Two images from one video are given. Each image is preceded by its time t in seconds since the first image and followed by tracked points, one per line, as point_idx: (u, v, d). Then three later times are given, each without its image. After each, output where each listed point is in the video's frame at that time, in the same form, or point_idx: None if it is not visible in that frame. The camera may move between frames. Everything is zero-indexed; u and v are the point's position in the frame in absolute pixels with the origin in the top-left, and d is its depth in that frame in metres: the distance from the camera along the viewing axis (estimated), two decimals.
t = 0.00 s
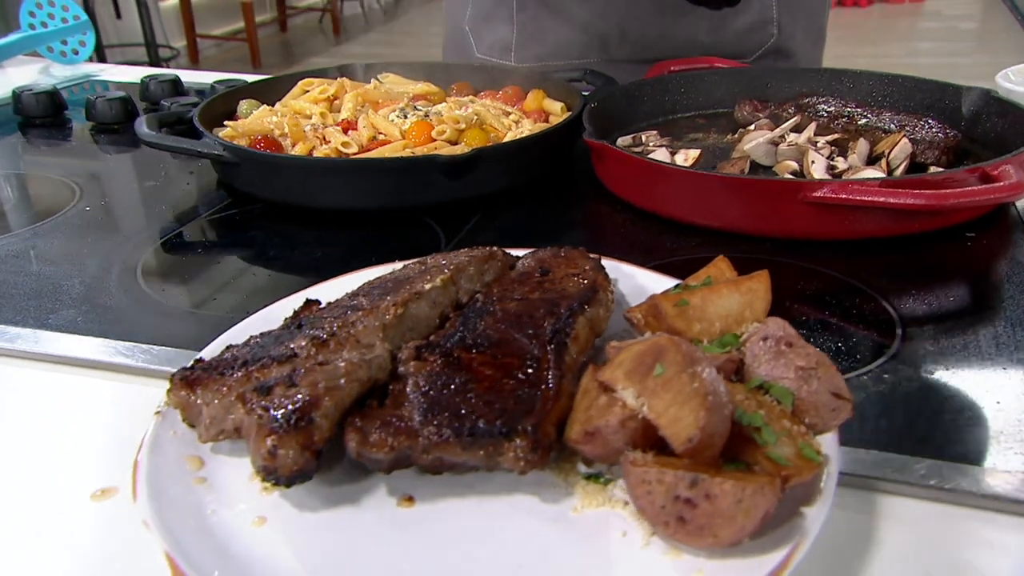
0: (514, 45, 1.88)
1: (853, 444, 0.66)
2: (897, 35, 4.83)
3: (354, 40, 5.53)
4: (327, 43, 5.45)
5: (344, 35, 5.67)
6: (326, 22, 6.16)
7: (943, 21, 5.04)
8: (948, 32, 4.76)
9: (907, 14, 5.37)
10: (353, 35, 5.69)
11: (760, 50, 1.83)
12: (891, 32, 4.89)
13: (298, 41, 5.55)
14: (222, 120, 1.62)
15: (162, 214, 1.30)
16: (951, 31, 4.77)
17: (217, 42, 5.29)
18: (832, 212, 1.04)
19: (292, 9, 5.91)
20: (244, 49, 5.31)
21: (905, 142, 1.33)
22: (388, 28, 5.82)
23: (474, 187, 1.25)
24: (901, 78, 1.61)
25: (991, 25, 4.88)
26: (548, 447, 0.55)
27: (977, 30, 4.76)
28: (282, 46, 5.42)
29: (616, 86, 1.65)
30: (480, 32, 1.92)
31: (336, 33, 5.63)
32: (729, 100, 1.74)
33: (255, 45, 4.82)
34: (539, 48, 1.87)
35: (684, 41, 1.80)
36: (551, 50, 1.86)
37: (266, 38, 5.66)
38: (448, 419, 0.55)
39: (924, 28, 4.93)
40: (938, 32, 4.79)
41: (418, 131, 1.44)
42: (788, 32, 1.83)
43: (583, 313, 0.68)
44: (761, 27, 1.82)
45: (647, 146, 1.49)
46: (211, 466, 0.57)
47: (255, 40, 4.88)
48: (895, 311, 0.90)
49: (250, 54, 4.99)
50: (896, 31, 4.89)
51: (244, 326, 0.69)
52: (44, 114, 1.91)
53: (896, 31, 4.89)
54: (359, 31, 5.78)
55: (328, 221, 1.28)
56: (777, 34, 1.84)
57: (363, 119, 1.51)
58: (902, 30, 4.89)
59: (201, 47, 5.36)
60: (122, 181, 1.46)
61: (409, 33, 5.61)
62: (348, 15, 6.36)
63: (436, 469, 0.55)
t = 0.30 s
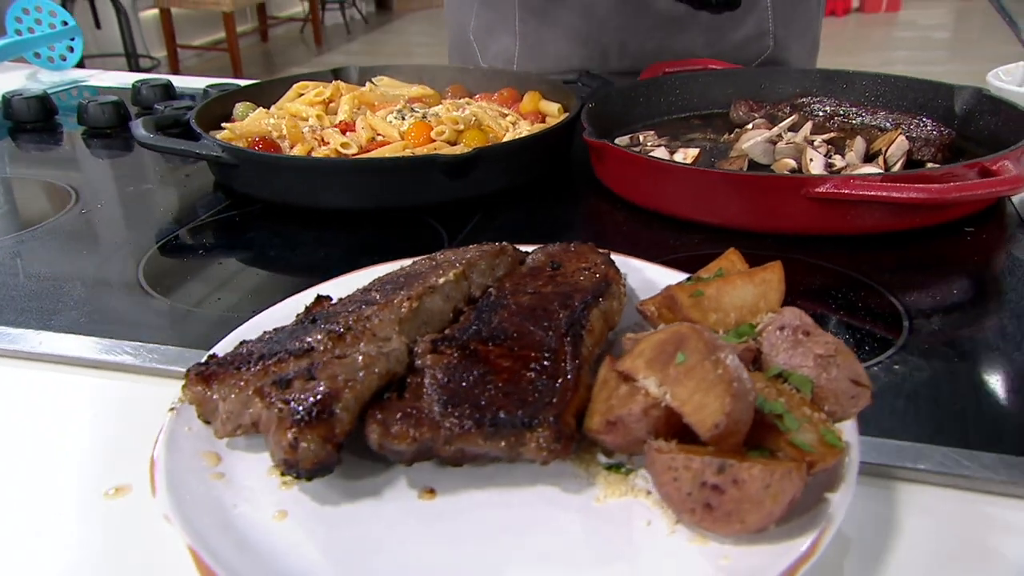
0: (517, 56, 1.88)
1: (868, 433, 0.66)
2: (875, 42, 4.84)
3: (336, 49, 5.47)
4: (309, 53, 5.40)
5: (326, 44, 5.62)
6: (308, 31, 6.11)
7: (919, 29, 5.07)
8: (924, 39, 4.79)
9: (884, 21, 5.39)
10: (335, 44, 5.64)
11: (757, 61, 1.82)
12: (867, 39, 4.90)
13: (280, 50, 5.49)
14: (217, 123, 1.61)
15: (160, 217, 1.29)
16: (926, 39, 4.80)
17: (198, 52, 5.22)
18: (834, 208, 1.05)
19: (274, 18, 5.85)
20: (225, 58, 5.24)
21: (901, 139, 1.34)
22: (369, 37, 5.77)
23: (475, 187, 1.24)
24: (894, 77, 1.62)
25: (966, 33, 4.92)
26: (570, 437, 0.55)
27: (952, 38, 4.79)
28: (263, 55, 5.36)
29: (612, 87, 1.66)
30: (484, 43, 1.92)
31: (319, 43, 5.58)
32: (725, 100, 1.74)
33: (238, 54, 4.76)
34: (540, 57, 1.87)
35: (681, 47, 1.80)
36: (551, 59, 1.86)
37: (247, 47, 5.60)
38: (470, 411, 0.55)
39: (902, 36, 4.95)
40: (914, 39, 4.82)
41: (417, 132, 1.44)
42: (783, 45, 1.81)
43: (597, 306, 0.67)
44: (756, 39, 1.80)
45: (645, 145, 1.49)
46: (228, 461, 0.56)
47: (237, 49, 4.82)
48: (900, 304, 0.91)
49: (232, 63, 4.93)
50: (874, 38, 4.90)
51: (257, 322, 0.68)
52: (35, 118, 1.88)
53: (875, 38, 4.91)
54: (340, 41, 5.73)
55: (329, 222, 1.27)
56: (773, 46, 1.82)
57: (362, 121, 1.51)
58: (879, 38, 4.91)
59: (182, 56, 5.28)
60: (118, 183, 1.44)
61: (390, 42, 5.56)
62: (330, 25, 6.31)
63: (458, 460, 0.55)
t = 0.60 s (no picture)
0: (514, 58, 1.88)
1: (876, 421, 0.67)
2: (851, 49, 4.87)
3: (315, 57, 5.42)
4: (289, 60, 5.35)
5: (306, 52, 5.58)
6: (287, 39, 6.05)
7: (892, 37, 5.12)
8: (897, 46, 4.83)
9: (858, 28, 5.43)
10: (314, 52, 5.59)
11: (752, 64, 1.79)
12: (842, 47, 4.91)
13: (260, 57, 5.43)
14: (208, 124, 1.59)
15: (155, 218, 1.28)
16: (900, 46, 4.84)
17: (175, 60, 5.14)
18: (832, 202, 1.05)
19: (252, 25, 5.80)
20: (203, 65, 5.18)
21: (894, 135, 1.35)
22: (348, 45, 5.73)
23: (471, 185, 1.24)
24: (883, 76, 1.62)
25: (938, 40, 4.97)
26: (585, 427, 0.55)
27: (925, 45, 4.84)
28: (242, 63, 5.29)
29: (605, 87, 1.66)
30: (479, 48, 1.91)
31: (298, 50, 5.53)
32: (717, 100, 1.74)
33: (216, 61, 4.70)
34: (534, 60, 1.87)
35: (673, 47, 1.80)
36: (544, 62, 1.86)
37: (226, 55, 5.53)
38: (486, 401, 0.55)
39: (876, 42, 4.98)
40: (888, 46, 4.86)
41: (413, 131, 1.44)
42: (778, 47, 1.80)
43: (606, 297, 0.67)
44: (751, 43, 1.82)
45: (639, 143, 1.49)
46: (240, 456, 0.55)
47: (215, 56, 4.76)
48: (901, 296, 0.92)
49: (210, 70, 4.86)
50: (849, 45, 4.93)
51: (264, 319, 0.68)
52: (21, 122, 1.84)
53: (851, 45, 4.94)
54: (319, 49, 5.69)
55: (325, 221, 1.27)
56: (767, 48, 1.82)
57: (357, 121, 1.51)
58: (854, 44, 4.94)
59: (160, 64, 5.20)
60: (110, 185, 1.43)
61: (369, 49, 5.52)
62: (309, 33, 6.26)
63: (474, 451, 0.55)
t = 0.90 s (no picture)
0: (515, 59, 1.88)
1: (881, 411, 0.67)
2: (826, 55, 4.90)
3: (293, 63, 5.37)
4: (267, 67, 5.30)
5: (284, 58, 5.53)
6: (265, 46, 5.99)
7: (866, 43, 5.16)
8: (872, 53, 4.86)
9: (833, 35, 5.47)
10: (293, 59, 5.54)
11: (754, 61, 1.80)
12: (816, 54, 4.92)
13: (237, 64, 5.38)
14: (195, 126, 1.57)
15: (144, 220, 1.26)
16: (874, 52, 4.88)
17: (151, 67, 5.06)
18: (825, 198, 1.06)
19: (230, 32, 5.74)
20: (180, 72, 5.11)
21: (884, 132, 1.36)
22: (326, 52, 5.69)
23: (465, 183, 1.23)
24: (870, 75, 1.62)
25: (910, 47, 5.03)
26: (595, 419, 0.55)
27: (897, 52, 4.89)
28: (219, 70, 5.23)
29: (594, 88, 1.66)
30: (478, 47, 1.91)
31: (277, 57, 5.48)
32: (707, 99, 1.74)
33: (193, 68, 4.64)
34: (524, 61, 1.87)
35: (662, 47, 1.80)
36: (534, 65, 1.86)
37: (203, 62, 5.47)
38: (495, 394, 0.54)
39: (851, 48, 5.02)
40: (862, 53, 4.89)
41: (405, 130, 1.44)
42: (779, 45, 1.80)
43: (610, 290, 0.67)
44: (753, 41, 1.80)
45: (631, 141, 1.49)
46: (244, 453, 0.54)
47: (192, 62, 4.69)
48: (898, 289, 0.92)
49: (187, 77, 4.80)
50: (824, 51, 4.96)
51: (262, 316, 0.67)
52: None
53: (826, 51, 4.97)
54: (298, 55, 5.64)
55: (318, 220, 1.25)
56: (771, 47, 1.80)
57: (348, 121, 1.50)
58: (830, 51, 4.97)
59: (136, 72, 5.12)
60: (96, 188, 1.41)
61: (347, 56, 5.49)
62: (287, 40, 6.21)
63: (484, 444, 0.54)
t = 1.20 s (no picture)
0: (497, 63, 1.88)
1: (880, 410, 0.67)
2: (801, 59, 4.94)
3: (270, 69, 5.33)
4: (244, 73, 5.25)
5: (261, 65, 5.48)
6: (241, 52, 5.94)
7: (839, 48, 5.21)
8: (845, 58, 4.91)
9: (807, 40, 5.51)
10: (270, 65, 5.50)
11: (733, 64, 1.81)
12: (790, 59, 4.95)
13: (214, 70, 5.32)
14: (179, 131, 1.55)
15: (130, 226, 1.24)
16: (847, 57, 4.92)
17: (125, 74, 5.00)
18: (816, 198, 1.07)
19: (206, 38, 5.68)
20: (155, 78, 5.04)
21: (871, 132, 1.37)
22: (303, 58, 5.65)
23: (455, 187, 1.23)
24: (854, 78, 1.62)
25: (882, 52, 5.08)
26: (599, 420, 0.54)
27: (870, 57, 4.94)
28: (195, 76, 5.17)
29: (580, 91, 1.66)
30: (460, 52, 1.90)
31: (254, 63, 5.43)
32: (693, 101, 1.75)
33: (168, 74, 4.58)
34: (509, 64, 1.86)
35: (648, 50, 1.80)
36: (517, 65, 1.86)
37: (179, 68, 5.41)
38: (499, 397, 0.53)
39: (825, 53, 5.06)
40: (835, 58, 4.94)
41: (393, 134, 1.43)
42: (758, 48, 1.81)
43: (610, 291, 0.67)
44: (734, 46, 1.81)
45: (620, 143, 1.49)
46: (244, 460, 0.54)
47: (168, 69, 4.64)
48: (890, 288, 0.92)
49: (162, 84, 4.74)
50: (799, 55, 5.00)
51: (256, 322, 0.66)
52: None
53: (800, 55, 5.01)
54: (275, 62, 5.60)
55: (306, 225, 1.24)
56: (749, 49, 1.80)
57: (336, 125, 1.50)
58: (804, 55, 5.01)
59: (111, 78, 5.05)
60: (78, 195, 1.38)
61: (324, 62, 5.45)
62: (264, 46, 6.16)
63: (487, 448, 0.54)
